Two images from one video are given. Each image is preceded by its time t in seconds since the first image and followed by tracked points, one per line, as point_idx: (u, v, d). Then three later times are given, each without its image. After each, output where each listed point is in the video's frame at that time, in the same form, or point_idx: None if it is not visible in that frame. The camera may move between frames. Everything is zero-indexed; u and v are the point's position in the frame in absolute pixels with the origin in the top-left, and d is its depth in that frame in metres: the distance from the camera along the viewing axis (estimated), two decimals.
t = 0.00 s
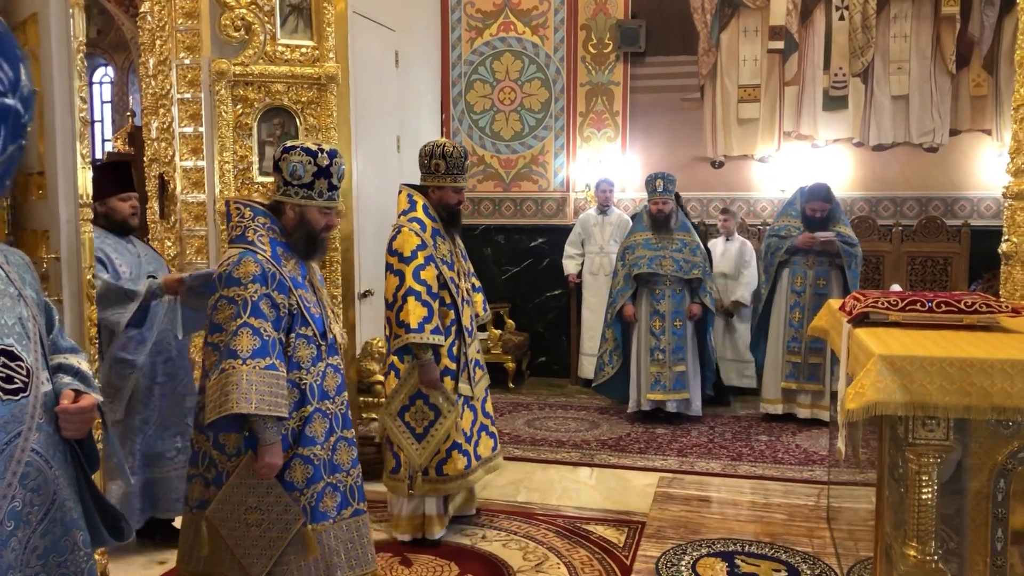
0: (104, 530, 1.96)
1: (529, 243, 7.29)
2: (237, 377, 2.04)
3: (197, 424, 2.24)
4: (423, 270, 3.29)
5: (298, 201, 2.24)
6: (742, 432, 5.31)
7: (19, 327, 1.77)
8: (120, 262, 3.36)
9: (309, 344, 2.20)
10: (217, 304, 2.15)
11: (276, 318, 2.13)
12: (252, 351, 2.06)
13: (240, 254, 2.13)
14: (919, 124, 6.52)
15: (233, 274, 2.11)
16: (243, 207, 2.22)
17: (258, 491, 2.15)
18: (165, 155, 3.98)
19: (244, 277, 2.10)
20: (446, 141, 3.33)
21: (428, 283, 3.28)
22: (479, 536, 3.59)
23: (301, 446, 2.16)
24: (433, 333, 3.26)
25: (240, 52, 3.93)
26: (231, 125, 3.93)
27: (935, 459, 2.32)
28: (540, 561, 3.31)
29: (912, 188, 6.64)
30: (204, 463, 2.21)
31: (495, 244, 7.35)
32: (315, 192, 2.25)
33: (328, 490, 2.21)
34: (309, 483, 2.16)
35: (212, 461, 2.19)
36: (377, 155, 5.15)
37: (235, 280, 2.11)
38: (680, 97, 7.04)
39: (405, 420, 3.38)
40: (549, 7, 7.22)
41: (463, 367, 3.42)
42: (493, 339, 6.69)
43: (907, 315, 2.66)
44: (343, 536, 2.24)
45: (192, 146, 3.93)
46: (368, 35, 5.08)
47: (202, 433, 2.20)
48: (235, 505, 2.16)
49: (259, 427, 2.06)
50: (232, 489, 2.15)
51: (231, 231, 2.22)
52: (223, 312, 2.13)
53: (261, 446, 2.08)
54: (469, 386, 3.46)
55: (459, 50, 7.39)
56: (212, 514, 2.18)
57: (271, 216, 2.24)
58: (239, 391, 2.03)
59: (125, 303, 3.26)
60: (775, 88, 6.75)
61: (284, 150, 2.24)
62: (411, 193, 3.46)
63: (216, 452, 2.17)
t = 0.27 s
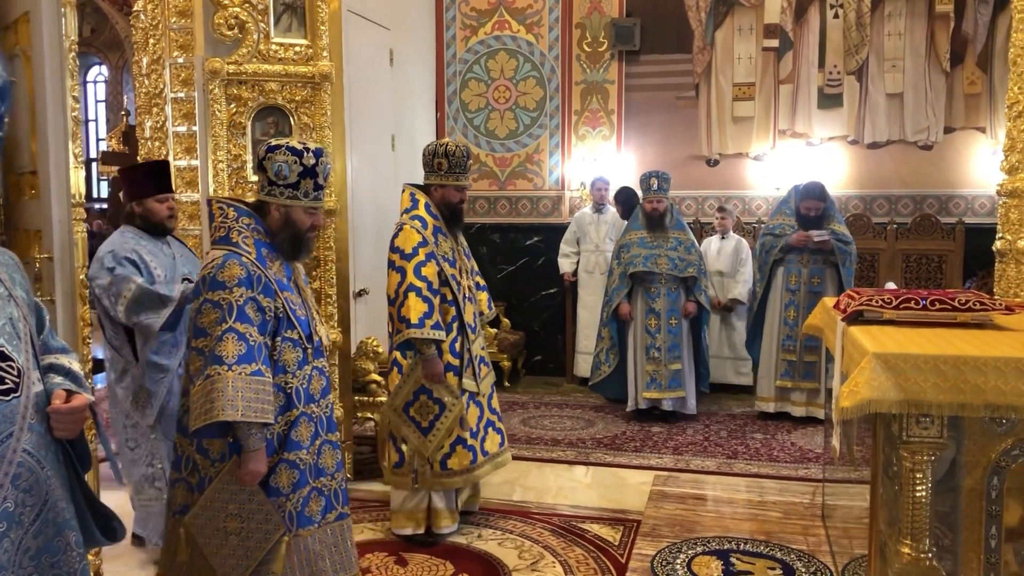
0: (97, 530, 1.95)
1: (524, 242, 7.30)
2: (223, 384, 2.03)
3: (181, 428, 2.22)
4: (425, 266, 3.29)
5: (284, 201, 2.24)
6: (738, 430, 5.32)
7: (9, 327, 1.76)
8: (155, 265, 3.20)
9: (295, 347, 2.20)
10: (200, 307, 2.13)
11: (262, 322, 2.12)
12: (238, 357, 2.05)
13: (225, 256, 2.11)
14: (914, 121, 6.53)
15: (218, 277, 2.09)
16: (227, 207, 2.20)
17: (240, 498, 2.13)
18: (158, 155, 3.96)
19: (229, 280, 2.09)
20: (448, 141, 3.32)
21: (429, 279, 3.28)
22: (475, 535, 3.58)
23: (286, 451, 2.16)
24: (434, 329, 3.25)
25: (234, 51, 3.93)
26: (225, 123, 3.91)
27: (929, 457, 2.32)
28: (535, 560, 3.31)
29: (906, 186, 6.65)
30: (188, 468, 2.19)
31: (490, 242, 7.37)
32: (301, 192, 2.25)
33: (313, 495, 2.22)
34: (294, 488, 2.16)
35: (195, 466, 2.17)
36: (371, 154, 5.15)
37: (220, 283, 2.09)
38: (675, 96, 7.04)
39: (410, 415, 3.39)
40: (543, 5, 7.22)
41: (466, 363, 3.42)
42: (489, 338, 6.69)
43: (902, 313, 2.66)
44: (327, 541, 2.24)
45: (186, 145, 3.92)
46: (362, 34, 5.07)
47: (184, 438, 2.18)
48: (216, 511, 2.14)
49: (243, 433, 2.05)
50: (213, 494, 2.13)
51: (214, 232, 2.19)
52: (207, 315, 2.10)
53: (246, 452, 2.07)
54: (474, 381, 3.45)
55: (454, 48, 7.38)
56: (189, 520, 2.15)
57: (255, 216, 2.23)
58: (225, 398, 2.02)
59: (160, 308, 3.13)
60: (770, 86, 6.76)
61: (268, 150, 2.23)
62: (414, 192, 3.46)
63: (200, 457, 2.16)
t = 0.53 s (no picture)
0: (88, 530, 1.94)
1: (519, 240, 7.30)
2: (214, 388, 2.02)
3: (172, 430, 2.21)
4: (422, 263, 3.29)
5: (269, 201, 2.23)
6: (732, 428, 5.32)
7: None
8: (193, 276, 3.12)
9: (285, 347, 2.20)
10: (189, 310, 2.12)
11: (252, 324, 2.11)
12: (228, 360, 2.04)
13: (212, 258, 2.11)
14: (907, 119, 6.54)
15: (206, 280, 2.09)
16: (212, 207, 2.20)
17: (235, 499, 2.13)
18: (152, 154, 4.01)
19: (217, 283, 2.08)
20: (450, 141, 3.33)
21: (426, 276, 3.28)
22: (469, 534, 3.58)
23: (279, 450, 2.16)
24: (430, 325, 3.25)
25: (226, 50, 3.91)
26: (218, 123, 3.90)
27: (921, 454, 2.33)
28: (529, 559, 3.30)
29: (899, 184, 6.66)
30: (180, 471, 2.19)
31: (484, 241, 7.39)
32: (286, 191, 2.24)
33: (307, 493, 2.22)
34: (288, 487, 2.16)
35: (189, 469, 2.17)
36: (365, 153, 5.14)
37: (208, 286, 2.09)
38: (669, 94, 7.04)
39: (406, 411, 3.40)
40: (537, 4, 7.22)
41: (463, 360, 3.42)
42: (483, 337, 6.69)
43: (893, 311, 2.66)
44: (322, 538, 2.24)
45: (178, 144, 3.95)
46: (356, 33, 5.07)
47: (177, 440, 2.18)
48: (211, 512, 2.13)
49: (235, 436, 2.06)
50: (208, 495, 2.13)
51: (199, 233, 2.19)
52: (197, 318, 2.10)
53: (239, 454, 2.07)
54: (471, 378, 3.45)
55: (448, 47, 7.37)
56: (183, 521, 2.15)
57: (240, 216, 2.22)
58: (216, 401, 2.01)
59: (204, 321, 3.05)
60: (764, 84, 6.77)
61: (252, 149, 2.22)
62: (415, 191, 3.46)
63: (193, 460, 2.15)
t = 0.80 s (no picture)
0: (81, 530, 1.93)
1: (513, 239, 7.28)
2: (210, 386, 2.01)
3: (168, 432, 2.19)
4: (417, 261, 3.28)
5: (256, 198, 2.23)
6: (727, 425, 5.33)
7: None
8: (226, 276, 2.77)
9: (279, 344, 2.19)
10: (181, 311, 2.11)
11: (244, 322, 2.11)
12: (223, 359, 2.03)
13: (201, 258, 2.11)
14: (901, 117, 6.53)
15: (196, 280, 2.09)
16: (199, 207, 2.19)
17: (239, 496, 2.12)
18: (145, 153, 4.02)
19: (208, 282, 2.08)
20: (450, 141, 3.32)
21: (421, 274, 3.27)
22: (464, 532, 3.57)
23: (279, 447, 2.15)
24: (423, 322, 3.24)
25: (219, 49, 3.90)
26: (211, 121, 3.89)
27: (916, 451, 2.33)
28: (525, 557, 3.30)
29: (893, 181, 6.67)
30: (178, 472, 2.18)
31: (479, 239, 7.37)
32: (272, 187, 2.23)
33: (309, 488, 2.21)
34: (289, 483, 2.16)
35: (188, 470, 2.15)
36: (360, 151, 5.14)
37: (199, 285, 2.08)
38: (663, 92, 7.05)
39: (398, 407, 3.40)
40: (531, 2, 7.21)
41: (455, 358, 3.41)
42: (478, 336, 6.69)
43: (887, 308, 2.66)
44: (326, 532, 2.25)
45: (172, 143, 3.89)
46: (350, 31, 5.06)
47: (174, 441, 2.16)
48: (216, 510, 2.12)
49: (234, 433, 2.04)
50: (209, 494, 2.12)
51: (188, 233, 2.18)
52: (189, 318, 2.09)
53: (239, 452, 2.06)
54: (463, 377, 3.45)
55: (442, 45, 7.37)
56: (189, 520, 2.12)
57: (228, 215, 2.21)
58: (213, 400, 2.00)
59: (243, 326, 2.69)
60: (758, 81, 6.77)
61: (237, 145, 2.21)
62: (414, 190, 3.46)
63: (192, 460, 2.14)
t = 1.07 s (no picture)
0: (76, 530, 1.93)
1: (509, 238, 7.28)
2: (204, 384, 2.01)
3: (164, 431, 2.19)
4: (412, 258, 3.27)
5: (248, 196, 2.22)
6: (723, 423, 5.33)
7: None
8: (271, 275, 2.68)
9: (272, 342, 2.19)
10: (174, 310, 2.10)
11: (237, 320, 2.10)
12: (217, 357, 2.03)
13: (195, 256, 2.10)
14: (895, 114, 6.55)
15: (189, 278, 2.08)
16: (191, 206, 2.19)
17: (234, 495, 2.12)
18: (140, 153, 3.99)
19: (201, 280, 2.07)
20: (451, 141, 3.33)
21: (415, 271, 3.26)
22: (461, 531, 3.57)
23: (274, 445, 2.14)
24: (416, 319, 3.25)
25: (213, 48, 3.89)
26: (205, 121, 3.88)
27: (911, 449, 2.33)
28: (521, 556, 3.30)
29: (888, 178, 6.68)
30: (174, 472, 2.17)
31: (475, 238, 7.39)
32: (264, 186, 2.23)
33: (304, 486, 2.21)
34: (284, 481, 2.16)
35: (184, 469, 2.15)
36: (355, 150, 5.14)
37: (192, 284, 2.08)
38: (658, 90, 7.04)
39: (393, 402, 3.42)
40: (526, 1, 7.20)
41: (449, 356, 3.41)
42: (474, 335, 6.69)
43: (882, 305, 2.66)
44: (322, 530, 2.24)
45: (166, 142, 3.89)
46: (345, 30, 5.06)
47: (170, 440, 2.16)
48: (210, 510, 2.11)
49: (228, 431, 2.04)
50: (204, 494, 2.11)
51: (181, 232, 2.18)
52: (182, 317, 2.08)
53: (233, 450, 2.05)
54: (456, 375, 3.46)
55: (437, 44, 7.36)
56: (183, 522, 2.13)
57: (220, 214, 2.21)
58: (207, 398, 2.00)
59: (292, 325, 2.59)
60: (753, 79, 6.78)
61: (228, 144, 2.22)
62: (412, 188, 3.45)
63: (187, 459, 2.13)
